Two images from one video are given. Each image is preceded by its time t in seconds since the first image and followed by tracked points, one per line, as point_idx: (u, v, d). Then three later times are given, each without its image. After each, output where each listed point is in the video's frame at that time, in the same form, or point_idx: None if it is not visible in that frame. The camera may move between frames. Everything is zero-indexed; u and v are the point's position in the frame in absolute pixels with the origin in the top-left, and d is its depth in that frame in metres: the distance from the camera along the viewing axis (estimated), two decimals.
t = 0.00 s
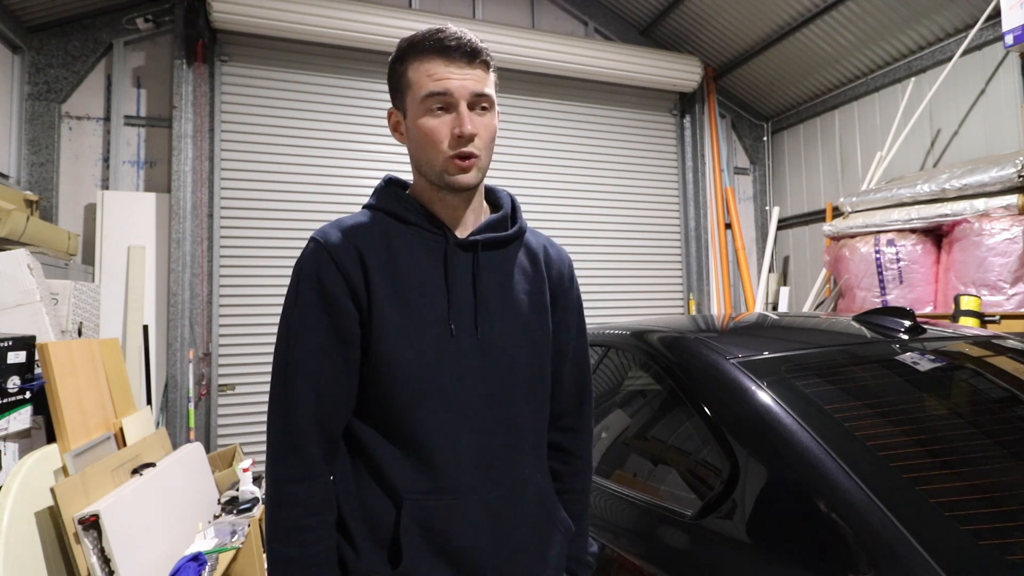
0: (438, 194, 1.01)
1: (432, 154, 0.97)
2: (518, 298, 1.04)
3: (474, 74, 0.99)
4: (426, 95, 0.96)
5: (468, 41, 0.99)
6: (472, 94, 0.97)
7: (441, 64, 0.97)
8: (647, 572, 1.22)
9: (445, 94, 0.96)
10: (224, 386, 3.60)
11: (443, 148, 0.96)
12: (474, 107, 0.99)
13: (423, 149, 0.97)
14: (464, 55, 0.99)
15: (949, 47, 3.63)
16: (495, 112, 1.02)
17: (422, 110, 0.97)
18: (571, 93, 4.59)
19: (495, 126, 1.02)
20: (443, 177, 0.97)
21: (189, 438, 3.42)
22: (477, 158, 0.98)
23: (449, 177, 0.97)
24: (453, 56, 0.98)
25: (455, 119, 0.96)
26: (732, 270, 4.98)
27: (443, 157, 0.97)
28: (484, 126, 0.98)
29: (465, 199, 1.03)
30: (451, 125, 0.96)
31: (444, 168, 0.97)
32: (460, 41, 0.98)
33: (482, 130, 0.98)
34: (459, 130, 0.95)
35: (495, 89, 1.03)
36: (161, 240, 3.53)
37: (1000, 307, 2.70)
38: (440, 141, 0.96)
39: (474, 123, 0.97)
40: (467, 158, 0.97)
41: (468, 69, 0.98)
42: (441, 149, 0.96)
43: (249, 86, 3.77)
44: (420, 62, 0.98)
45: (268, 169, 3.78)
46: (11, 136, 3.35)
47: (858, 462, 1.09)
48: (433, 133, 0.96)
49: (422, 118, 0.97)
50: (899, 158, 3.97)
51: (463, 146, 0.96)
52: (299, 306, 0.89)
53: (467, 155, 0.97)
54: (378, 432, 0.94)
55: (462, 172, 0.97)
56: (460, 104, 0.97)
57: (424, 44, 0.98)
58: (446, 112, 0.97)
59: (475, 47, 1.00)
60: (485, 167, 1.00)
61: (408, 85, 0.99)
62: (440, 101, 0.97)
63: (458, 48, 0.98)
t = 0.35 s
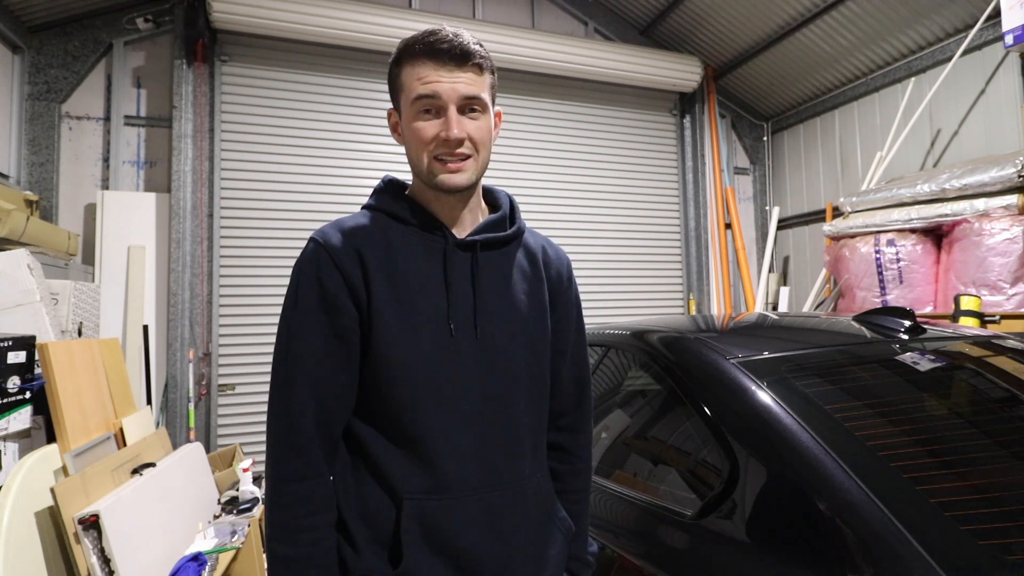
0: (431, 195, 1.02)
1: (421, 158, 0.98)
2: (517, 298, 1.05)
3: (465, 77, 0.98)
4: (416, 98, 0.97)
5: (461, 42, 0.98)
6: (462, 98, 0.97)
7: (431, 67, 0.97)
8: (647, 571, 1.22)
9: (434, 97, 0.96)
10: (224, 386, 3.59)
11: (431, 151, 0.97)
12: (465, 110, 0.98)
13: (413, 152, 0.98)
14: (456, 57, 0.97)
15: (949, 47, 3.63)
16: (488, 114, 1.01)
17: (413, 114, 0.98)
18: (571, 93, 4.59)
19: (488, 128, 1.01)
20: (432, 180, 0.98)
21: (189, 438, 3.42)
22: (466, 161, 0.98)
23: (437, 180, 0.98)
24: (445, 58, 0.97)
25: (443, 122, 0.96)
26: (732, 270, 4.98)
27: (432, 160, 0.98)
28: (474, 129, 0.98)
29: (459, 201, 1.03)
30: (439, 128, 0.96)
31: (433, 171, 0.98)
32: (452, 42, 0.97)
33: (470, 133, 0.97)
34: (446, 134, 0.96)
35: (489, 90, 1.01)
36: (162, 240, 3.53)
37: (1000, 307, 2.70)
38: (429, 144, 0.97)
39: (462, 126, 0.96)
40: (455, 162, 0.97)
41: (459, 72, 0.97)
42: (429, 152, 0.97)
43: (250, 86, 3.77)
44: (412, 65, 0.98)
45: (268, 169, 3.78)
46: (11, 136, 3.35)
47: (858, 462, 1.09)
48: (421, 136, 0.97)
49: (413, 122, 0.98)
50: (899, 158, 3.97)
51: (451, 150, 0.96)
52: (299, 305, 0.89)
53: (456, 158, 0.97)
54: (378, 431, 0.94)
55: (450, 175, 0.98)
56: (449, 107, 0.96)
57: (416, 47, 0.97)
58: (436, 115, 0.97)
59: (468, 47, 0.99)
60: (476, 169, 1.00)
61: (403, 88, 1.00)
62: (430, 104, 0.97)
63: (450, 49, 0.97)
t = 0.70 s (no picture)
0: (430, 197, 1.02)
1: (420, 160, 0.98)
2: (515, 299, 1.05)
3: (465, 80, 0.98)
4: (414, 100, 0.97)
5: (461, 45, 0.98)
6: (460, 101, 0.97)
7: (431, 69, 0.97)
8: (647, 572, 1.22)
9: (433, 100, 0.96)
10: (224, 386, 3.59)
11: (429, 154, 0.97)
12: (464, 113, 0.98)
13: (412, 154, 0.99)
14: (456, 60, 0.97)
15: (949, 47, 3.63)
16: (487, 117, 1.00)
17: (412, 117, 0.98)
18: (571, 93, 4.59)
19: (486, 131, 1.01)
20: (430, 183, 0.98)
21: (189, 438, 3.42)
22: (464, 164, 0.98)
23: (435, 183, 0.98)
24: (444, 61, 0.97)
25: (442, 125, 0.96)
26: (732, 270, 4.98)
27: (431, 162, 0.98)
28: (472, 132, 0.98)
29: (458, 202, 1.03)
30: (437, 131, 0.96)
31: (431, 173, 0.98)
32: (451, 45, 0.97)
33: (469, 136, 0.97)
34: (444, 137, 0.95)
35: (489, 93, 1.01)
36: (162, 240, 3.53)
37: (1000, 307, 2.70)
38: (427, 147, 0.97)
39: (461, 130, 0.96)
40: (453, 165, 0.97)
41: (458, 74, 0.97)
42: (428, 154, 0.97)
43: (250, 86, 3.77)
44: (411, 67, 0.98)
45: (268, 169, 3.78)
46: (11, 136, 3.35)
47: (857, 462, 1.09)
48: (420, 139, 0.97)
49: (412, 124, 0.98)
50: (899, 158, 3.97)
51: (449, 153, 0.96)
52: (297, 306, 0.89)
53: (454, 161, 0.97)
54: (376, 431, 0.94)
55: (449, 178, 0.97)
56: (447, 110, 0.96)
57: (416, 49, 0.97)
58: (434, 117, 0.97)
59: (468, 51, 0.99)
60: (474, 172, 0.99)
61: (402, 91, 1.00)
62: (429, 107, 0.97)
63: (450, 52, 0.97)
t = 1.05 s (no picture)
0: (425, 201, 1.03)
1: (412, 167, 0.99)
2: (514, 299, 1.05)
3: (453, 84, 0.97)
4: (405, 108, 0.97)
5: (449, 48, 0.97)
6: (449, 106, 0.97)
7: (419, 75, 0.97)
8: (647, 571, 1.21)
9: (422, 107, 0.96)
10: (224, 386, 3.59)
11: (420, 161, 0.97)
12: (454, 118, 0.98)
13: (405, 161, 1.00)
14: (444, 65, 0.97)
15: (949, 47, 3.63)
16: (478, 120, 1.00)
17: (403, 124, 0.99)
18: (571, 93, 4.59)
19: (479, 134, 1.00)
20: (423, 190, 0.99)
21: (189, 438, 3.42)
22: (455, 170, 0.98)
23: (427, 189, 0.99)
24: (433, 66, 0.97)
25: (431, 132, 0.97)
26: (732, 270, 4.98)
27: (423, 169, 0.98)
28: (462, 137, 0.98)
29: (453, 205, 1.04)
30: (427, 138, 0.97)
31: (423, 180, 0.98)
32: (439, 49, 0.96)
33: (459, 142, 0.97)
34: (433, 144, 0.96)
35: (480, 96, 1.00)
36: (162, 240, 3.53)
37: (1000, 307, 2.70)
38: (418, 154, 0.97)
39: (450, 136, 0.96)
40: (444, 171, 0.98)
41: (447, 79, 0.97)
42: (419, 161, 0.98)
43: (250, 86, 3.77)
44: (401, 73, 0.98)
45: (268, 169, 3.78)
46: (11, 136, 3.35)
47: (857, 461, 1.09)
48: (411, 146, 0.97)
49: (404, 131, 0.99)
50: (899, 157, 3.97)
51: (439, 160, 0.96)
52: (297, 306, 0.89)
53: (445, 167, 0.98)
54: (375, 431, 0.94)
55: (440, 184, 0.98)
56: (436, 116, 0.97)
57: (405, 54, 0.97)
58: (424, 124, 0.98)
59: (458, 53, 0.97)
60: (466, 177, 1.00)
61: (394, 96, 1.01)
62: (419, 113, 0.97)
63: (437, 57, 0.96)
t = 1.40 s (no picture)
0: (425, 199, 1.03)
1: (412, 164, 0.99)
2: (513, 299, 1.05)
3: (454, 83, 0.97)
4: (405, 106, 0.97)
5: (449, 47, 0.97)
6: (450, 104, 0.97)
7: (420, 74, 0.97)
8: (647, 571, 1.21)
9: (422, 105, 0.96)
10: (223, 386, 3.59)
11: (421, 158, 0.97)
12: (454, 116, 0.98)
13: (404, 159, 0.99)
14: (445, 63, 0.97)
15: (949, 47, 3.63)
16: (479, 119, 1.00)
17: (403, 122, 0.99)
18: (571, 93, 4.59)
19: (479, 133, 1.01)
20: (423, 188, 0.99)
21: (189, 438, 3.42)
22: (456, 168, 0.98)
23: (428, 187, 0.98)
24: (433, 65, 0.97)
25: (432, 130, 0.97)
26: (732, 270, 4.97)
27: (423, 167, 0.98)
28: (463, 136, 0.98)
29: (453, 204, 1.04)
30: (427, 135, 0.96)
31: (423, 178, 0.98)
32: (440, 48, 0.96)
33: (459, 140, 0.97)
34: (433, 142, 0.96)
35: (480, 95, 1.00)
36: (162, 240, 3.53)
37: (1000, 307, 2.70)
38: (418, 151, 0.97)
39: (450, 134, 0.96)
40: (445, 169, 0.98)
41: (447, 78, 0.97)
42: (419, 159, 0.97)
43: (250, 86, 3.77)
44: (401, 71, 0.98)
45: (268, 169, 3.78)
46: (11, 136, 3.35)
47: (857, 461, 1.09)
48: (411, 143, 0.97)
49: (403, 129, 0.98)
50: (899, 157, 3.97)
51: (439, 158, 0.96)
52: (296, 307, 0.89)
53: (445, 166, 0.98)
54: (374, 430, 0.94)
55: (440, 182, 0.98)
56: (437, 115, 0.97)
57: (405, 53, 0.97)
58: (425, 122, 0.97)
59: (458, 52, 0.98)
60: (467, 175, 1.00)
61: (394, 95, 1.00)
62: (419, 111, 0.97)
63: (438, 56, 0.96)
